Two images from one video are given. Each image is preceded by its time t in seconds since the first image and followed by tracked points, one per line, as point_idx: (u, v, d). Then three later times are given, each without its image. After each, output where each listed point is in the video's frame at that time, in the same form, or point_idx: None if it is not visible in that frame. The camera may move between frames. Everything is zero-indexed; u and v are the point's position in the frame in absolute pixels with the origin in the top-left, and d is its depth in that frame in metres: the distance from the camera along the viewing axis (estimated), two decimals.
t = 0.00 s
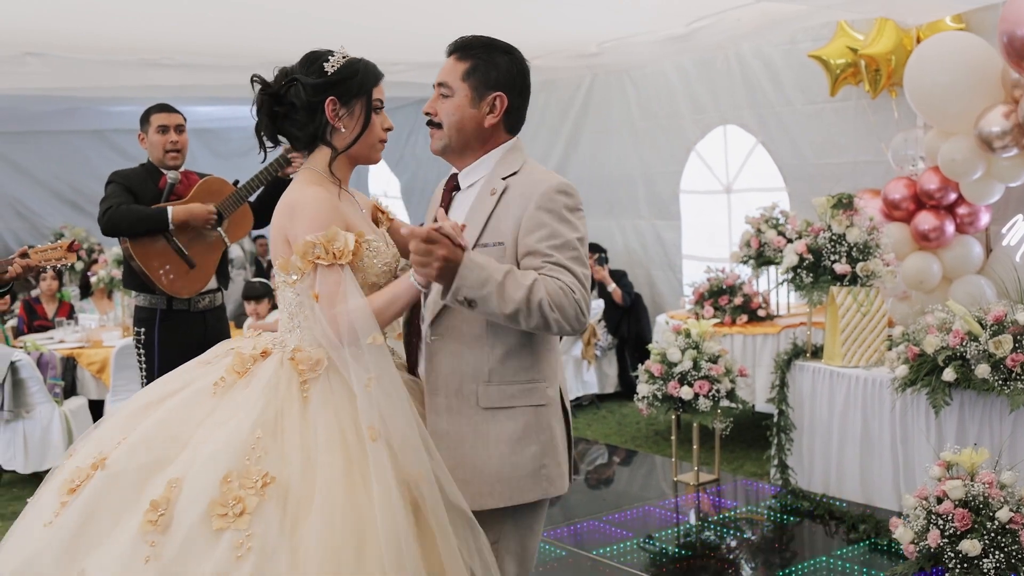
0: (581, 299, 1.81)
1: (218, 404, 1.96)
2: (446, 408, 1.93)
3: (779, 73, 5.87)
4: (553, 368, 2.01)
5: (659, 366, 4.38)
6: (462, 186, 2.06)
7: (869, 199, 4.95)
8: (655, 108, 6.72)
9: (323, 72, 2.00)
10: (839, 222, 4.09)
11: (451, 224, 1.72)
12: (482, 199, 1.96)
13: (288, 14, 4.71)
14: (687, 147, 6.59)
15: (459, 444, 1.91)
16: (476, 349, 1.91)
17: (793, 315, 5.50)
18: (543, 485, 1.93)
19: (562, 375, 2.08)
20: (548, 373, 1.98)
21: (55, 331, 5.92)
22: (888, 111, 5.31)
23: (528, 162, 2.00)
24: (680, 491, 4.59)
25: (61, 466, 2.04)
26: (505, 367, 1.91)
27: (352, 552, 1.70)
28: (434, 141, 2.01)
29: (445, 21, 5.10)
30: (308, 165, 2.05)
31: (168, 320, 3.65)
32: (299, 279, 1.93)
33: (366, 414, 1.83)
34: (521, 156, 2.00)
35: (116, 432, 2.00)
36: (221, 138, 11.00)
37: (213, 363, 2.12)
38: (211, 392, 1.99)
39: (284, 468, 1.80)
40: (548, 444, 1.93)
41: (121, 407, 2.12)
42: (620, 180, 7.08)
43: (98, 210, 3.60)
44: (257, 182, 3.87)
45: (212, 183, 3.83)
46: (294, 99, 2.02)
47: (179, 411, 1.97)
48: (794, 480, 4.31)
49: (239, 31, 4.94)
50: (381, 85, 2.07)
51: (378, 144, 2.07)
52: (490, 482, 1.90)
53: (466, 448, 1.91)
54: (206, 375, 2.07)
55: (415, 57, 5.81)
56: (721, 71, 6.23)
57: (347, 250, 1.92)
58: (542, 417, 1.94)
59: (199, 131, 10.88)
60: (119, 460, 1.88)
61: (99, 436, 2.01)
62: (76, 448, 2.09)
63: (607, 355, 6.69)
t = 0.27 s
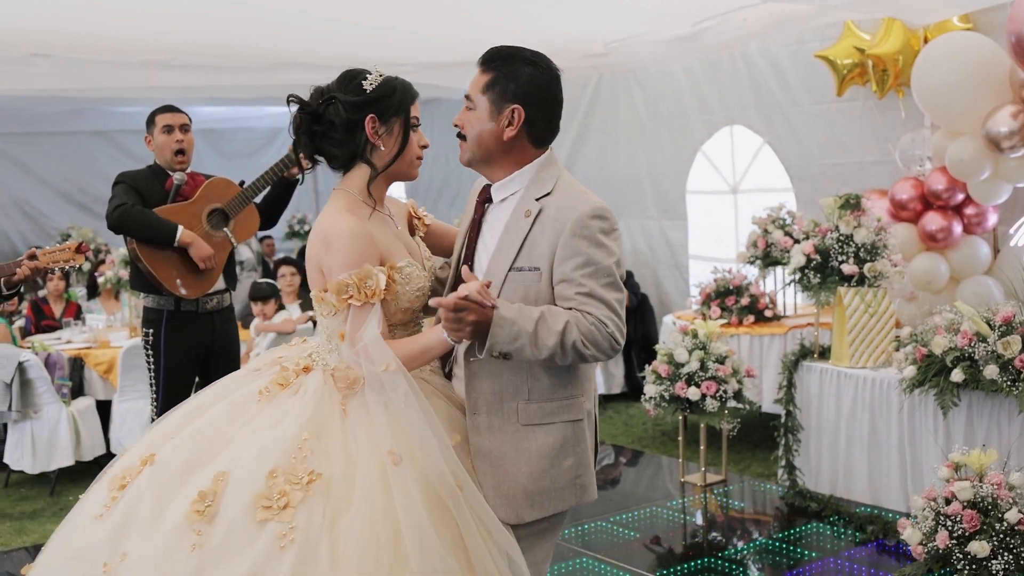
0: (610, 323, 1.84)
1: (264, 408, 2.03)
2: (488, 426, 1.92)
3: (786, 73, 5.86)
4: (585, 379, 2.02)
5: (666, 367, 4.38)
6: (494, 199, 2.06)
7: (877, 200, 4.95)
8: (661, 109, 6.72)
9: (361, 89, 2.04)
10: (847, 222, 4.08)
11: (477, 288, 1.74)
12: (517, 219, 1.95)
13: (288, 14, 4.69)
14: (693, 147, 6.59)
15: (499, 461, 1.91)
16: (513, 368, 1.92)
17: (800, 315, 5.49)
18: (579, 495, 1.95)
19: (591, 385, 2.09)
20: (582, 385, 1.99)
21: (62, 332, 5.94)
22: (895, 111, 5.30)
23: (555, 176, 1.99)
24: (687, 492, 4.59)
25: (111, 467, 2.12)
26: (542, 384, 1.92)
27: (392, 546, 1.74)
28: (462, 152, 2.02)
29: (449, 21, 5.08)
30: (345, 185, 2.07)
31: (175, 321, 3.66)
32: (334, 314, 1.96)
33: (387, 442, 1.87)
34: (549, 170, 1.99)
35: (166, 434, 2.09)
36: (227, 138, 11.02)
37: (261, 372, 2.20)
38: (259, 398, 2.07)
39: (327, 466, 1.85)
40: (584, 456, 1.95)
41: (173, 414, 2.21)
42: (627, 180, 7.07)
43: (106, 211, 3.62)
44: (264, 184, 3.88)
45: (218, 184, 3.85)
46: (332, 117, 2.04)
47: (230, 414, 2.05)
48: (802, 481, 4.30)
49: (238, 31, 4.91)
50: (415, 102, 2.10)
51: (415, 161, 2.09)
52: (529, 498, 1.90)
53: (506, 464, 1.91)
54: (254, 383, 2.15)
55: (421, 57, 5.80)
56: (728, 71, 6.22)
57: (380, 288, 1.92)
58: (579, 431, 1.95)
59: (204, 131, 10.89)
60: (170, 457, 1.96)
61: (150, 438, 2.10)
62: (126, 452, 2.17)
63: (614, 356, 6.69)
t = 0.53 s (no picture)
0: (607, 290, 1.61)
1: (277, 406, 2.04)
2: (486, 400, 1.79)
3: (795, 74, 5.85)
4: (609, 360, 1.80)
5: (676, 368, 4.37)
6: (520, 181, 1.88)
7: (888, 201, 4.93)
8: (671, 109, 6.70)
9: (402, 84, 2.03)
10: (857, 223, 4.08)
11: (477, 194, 1.66)
12: (529, 190, 1.79)
13: (288, 14, 4.66)
14: (702, 148, 6.59)
15: (498, 440, 1.78)
16: (513, 339, 1.76)
17: (809, 316, 5.48)
18: (583, 488, 1.73)
19: (626, 371, 1.85)
20: (599, 367, 1.78)
21: (73, 333, 5.97)
22: (905, 112, 5.29)
23: (582, 159, 1.78)
24: (696, 493, 4.58)
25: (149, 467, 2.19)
26: (542, 358, 1.74)
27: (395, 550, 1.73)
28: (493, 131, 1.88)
29: (457, 21, 5.07)
30: (386, 174, 2.10)
31: (185, 322, 3.67)
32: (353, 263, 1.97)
33: (405, 401, 1.84)
34: (576, 150, 1.79)
35: (191, 434, 2.13)
36: (237, 139, 11.07)
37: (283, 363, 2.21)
38: (274, 395, 2.08)
39: (330, 471, 1.85)
40: (589, 444, 1.73)
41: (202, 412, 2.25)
42: (636, 181, 7.06)
43: (116, 213, 3.64)
44: (273, 185, 3.89)
45: (228, 185, 3.84)
46: (374, 111, 2.04)
47: (246, 414, 2.07)
48: (813, 483, 4.29)
49: (237, 31, 4.88)
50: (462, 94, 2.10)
51: (458, 152, 2.11)
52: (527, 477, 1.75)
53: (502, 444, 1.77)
54: (273, 377, 2.16)
55: (431, 59, 5.80)
56: (738, 72, 6.22)
57: (396, 237, 1.93)
58: (585, 415, 1.73)
59: (215, 132, 10.93)
60: (188, 461, 2.00)
61: (179, 439, 2.15)
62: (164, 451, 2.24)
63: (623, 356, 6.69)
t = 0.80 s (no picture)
0: (634, 290, 1.59)
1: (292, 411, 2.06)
2: (509, 407, 1.76)
3: (804, 74, 5.85)
4: (636, 369, 1.78)
5: (685, 369, 4.37)
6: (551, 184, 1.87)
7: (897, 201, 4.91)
8: (680, 110, 6.69)
9: (437, 96, 2.09)
10: (866, 224, 4.08)
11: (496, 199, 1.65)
12: (560, 192, 1.79)
13: (287, 14, 4.65)
14: (711, 149, 6.58)
15: (515, 447, 1.76)
16: (539, 347, 1.74)
17: (818, 317, 5.47)
18: (605, 499, 1.69)
19: (653, 382, 1.83)
20: (625, 375, 1.75)
21: (82, 334, 6.00)
22: (915, 112, 5.28)
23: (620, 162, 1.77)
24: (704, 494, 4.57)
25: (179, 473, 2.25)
26: (567, 364, 1.72)
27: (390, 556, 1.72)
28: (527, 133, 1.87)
29: (465, 21, 5.06)
30: (422, 184, 2.14)
31: (194, 324, 3.69)
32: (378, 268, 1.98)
33: (415, 408, 1.87)
34: (611, 153, 1.78)
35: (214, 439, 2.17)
36: (246, 140, 11.10)
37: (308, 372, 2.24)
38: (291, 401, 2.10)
39: (331, 477, 1.85)
40: (615, 453, 1.70)
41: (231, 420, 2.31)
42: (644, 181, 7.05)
43: (125, 215, 3.63)
44: (282, 186, 3.91)
45: (236, 187, 3.87)
46: (409, 125, 2.11)
47: (263, 419, 2.10)
48: (822, 484, 4.29)
49: (237, 31, 4.85)
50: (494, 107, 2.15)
51: (493, 161, 2.16)
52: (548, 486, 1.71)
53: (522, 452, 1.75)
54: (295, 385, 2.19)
55: (438, 60, 5.79)
56: (746, 73, 6.21)
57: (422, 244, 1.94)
58: (611, 423, 1.71)
59: (223, 133, 10.95)
60: (205, 465, 2.04)
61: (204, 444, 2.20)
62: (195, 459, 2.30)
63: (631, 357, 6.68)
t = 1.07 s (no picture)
0: (692, 331, 1.63)
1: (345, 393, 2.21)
2: (546, 424, 1.80)
3: (810, 75, 5.85)
4: (678, 384, 1.81)
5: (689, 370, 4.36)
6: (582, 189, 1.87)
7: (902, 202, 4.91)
8: (685, 110, 6.68)
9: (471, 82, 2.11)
10: (872, 225, 4.07)
11: (529, 293, 1.61)
12: (593, 210, 1.79)
13: (288, 14, 4.64)
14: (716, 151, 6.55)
15: (552, 462, 1.80)
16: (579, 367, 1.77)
17: (823, 318, 5.46)
18: (647, 512, 1.75)
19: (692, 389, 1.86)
20: (668, 391, 1.78)
21: (87, 335, 6.02)
22: (920, 113, 5.28)
23: (651, 169, 1.79)
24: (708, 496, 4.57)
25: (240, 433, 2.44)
26: (610, 386, 1.75)
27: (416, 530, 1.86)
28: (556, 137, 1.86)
29: (470, 21, 5.06)
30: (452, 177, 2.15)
31: (201, 325, 3.71)
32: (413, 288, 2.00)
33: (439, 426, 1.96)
34: (641, 162, 1.79)
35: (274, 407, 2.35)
36: (251, 141, 11.13)
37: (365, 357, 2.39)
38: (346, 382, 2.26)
39: (376, 454, 2.01)
40: (659, 470, 1.75)
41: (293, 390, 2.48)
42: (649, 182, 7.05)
43: (132, 216, 3.63)
44: (288, 187, 3.92)
45: (243, 188, 3.89)
46: (442, 111, 2.12)
47: (319, 397, 2.26)
48: (827, 485, 4.28)
49: (239, 31, 4.84)
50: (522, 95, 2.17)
51: (524, 152, 2.16)
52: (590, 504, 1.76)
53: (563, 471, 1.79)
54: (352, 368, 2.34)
55: (443, 61, 5.79)
56: (751, 74, 6.20)
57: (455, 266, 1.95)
58: (654, 440, 1.75)
59: (228, 134, 10.96)
60: (263, 430, 2.22)
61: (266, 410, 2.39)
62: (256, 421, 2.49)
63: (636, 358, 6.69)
